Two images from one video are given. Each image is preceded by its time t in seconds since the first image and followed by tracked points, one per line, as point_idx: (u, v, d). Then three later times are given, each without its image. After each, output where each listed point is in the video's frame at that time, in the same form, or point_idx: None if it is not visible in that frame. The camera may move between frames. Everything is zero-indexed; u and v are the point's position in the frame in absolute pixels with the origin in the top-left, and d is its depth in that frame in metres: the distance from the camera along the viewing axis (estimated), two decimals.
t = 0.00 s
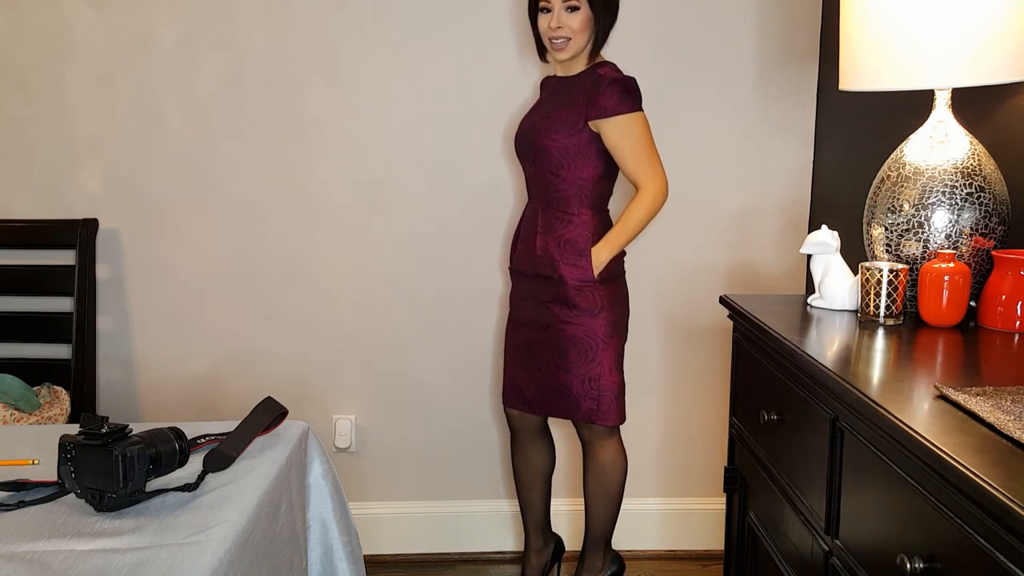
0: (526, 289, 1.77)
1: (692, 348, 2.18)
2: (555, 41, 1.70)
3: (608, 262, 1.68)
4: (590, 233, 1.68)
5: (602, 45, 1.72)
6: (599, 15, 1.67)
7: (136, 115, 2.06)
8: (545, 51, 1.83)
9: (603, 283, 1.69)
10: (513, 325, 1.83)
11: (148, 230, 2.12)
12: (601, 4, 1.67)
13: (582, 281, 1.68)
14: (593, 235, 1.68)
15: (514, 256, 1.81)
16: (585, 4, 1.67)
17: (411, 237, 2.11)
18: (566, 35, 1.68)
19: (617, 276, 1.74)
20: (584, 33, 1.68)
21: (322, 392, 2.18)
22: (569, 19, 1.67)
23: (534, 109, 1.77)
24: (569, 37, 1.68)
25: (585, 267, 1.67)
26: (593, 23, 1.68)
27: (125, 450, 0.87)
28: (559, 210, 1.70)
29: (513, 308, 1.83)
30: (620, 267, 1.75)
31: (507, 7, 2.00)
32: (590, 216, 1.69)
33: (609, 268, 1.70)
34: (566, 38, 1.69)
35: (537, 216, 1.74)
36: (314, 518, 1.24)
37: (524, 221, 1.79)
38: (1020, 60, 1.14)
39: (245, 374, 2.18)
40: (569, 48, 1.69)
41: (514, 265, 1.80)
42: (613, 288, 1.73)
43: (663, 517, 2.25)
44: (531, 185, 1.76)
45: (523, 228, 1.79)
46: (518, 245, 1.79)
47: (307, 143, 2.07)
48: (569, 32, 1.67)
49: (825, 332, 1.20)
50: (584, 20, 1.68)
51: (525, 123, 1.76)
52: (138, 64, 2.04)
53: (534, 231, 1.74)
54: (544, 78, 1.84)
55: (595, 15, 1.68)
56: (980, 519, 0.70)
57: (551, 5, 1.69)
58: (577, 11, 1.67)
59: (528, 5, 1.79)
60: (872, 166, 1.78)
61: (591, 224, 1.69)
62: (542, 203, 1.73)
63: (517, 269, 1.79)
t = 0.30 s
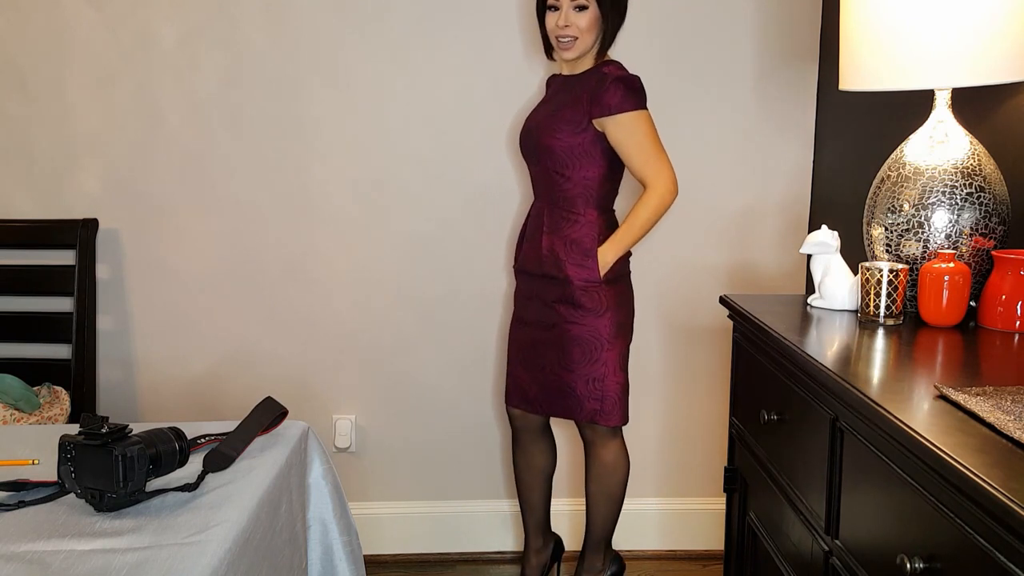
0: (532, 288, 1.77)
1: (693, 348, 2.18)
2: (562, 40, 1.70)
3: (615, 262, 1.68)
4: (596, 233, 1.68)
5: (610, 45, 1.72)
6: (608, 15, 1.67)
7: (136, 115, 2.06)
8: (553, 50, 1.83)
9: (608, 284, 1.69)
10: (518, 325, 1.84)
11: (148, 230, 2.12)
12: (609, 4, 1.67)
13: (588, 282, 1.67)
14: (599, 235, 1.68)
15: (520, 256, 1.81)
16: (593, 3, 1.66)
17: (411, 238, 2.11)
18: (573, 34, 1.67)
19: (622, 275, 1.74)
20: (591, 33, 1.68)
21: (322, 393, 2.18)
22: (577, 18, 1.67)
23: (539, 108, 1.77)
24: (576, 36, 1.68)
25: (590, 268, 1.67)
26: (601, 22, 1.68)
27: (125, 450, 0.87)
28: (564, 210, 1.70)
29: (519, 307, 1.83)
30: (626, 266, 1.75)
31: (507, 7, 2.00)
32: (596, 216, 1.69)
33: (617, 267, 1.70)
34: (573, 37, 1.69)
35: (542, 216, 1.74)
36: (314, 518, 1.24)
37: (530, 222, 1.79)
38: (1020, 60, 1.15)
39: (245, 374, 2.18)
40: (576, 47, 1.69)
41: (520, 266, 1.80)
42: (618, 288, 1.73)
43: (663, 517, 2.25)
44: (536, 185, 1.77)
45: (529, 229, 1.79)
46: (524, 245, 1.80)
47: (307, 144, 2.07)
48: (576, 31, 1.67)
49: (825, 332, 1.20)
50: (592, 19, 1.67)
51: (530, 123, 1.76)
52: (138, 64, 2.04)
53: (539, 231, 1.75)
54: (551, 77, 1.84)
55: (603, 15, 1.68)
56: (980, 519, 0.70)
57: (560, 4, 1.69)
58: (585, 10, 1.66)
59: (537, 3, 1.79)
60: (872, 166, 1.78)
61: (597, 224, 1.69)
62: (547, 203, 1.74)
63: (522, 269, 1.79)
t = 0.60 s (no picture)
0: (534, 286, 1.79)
1: (693, 348, 2.18)
2: (564, 36, 1.69)
3: (609, 261, 1.67)
4: (590, 232, 1.68)
5: (612, 44, 1.71)
6: (611, 15, 1.68)
7: (135, 115, 2.06)
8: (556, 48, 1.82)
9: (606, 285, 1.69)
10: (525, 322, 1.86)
11: (148, 230, 2.12)
12: (614, 5, 1.67)
13: (581, 281, 1.68)
14: (594, 233, 1.68)
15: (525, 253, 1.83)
16: (598, 2, 1.67)
17: (411, 237, 2.11)
18: (575, 30, 1.67)
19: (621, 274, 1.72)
20: (594, 31, 1.68)
21: (322, 393, 2.18)
22: (581, 15, 1.67)
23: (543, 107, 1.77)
24: (578, 33, 1.68)
25: (584, 267, 1.67)
26: (604, 22, 1.68)
27: (125, 450, 0.87)
28: (562, 209, 1.70)
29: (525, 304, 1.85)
30: (626, 265, 1.73)
31: (507, 7, 2.00)
32: (591, 214, 1.68)
33: (613, 266, 1.68)
34: (575, 33, 1.68)
35: (542, 214, 1.75)
36: (314, 518, 1.23)
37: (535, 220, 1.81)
38: (1020, 60, 1.15)
39: (245, 374, 2.18)
40: (577, 43, 1.69)
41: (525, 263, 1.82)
42: (617, 287, 1.72)
43: (663, 517, 2.25)
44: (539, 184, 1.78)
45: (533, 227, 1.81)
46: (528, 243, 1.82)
47: (307, 144, 2.07)
48: (579, 28, 1.67)
49: (825, 332, 1.20)
50: (595, 18, 1.67)
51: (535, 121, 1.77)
52: (138, 64, 2.04)
53: (540, 229, 1.76)
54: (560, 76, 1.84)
55: (607, 15, 1.68)
56: (980, 519, 0.70)
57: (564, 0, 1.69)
58: (589, 8, 1.67)
59: (543, 1, 1.79)
60: (872, 166, 1.78)
61: (592, 222, 1.68)
62: (546, 202, 1.74)
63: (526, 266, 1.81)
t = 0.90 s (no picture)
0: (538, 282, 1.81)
1: (693, 348, 2.18)
2: (571, 36, 1.69)
3: (595, 259, 1.67)
4: (579, 230, 1.69)
5: (618, 45, 1.71)
6: (618, 17, 1.68)
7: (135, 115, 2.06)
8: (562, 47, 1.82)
9: (592, 282, 1.68)
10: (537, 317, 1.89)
11: (148, 230, 2.12)
12: (621, 5, 1.67)
13: (564, 277, 1.69)
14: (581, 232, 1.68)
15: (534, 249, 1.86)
16: (605, 3, 1.67)
17: (411, 237, 2.11)
18: (581, 30, 1.67)
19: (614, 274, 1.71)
20: (600, 32, 1.68)
21: (322, 392, 2.18)
22: (588, 16, 1.67)
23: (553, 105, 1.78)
24: (585, 33, 1.67)
25: (567, 263, 1.68)
26: (611, 23, 1.68)
27: (125, 450, 0.87)
28: (557, 207, 1.72)
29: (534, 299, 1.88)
30: (618, 264, 1.72)
31: (508, 7, 2.00)
32: (581, 212, 1.68)
33: (600, 265, 1.68)
34: (582, 34, 1.68)
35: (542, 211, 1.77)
36: (314, 518, 1.23)
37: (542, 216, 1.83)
38: (1020, 60, 1.15)
39: (245, 374, 2.18)
40: (584, 44, 1.69)
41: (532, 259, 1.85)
42: (607, 286, 1.70)
43: (662, 517, 2.25)
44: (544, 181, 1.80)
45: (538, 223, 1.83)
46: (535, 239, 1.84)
47: (307, 144, 2.07)
48: (586, 28, 1.67)
49: (825, 333, 1.20)
50: (602, 19, 1.67)
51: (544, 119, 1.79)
52: (138, 64, 2.04)
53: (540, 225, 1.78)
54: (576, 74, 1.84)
55: (614, 16, 1.68)
56: (979, 519, 0.70)
57: None
58: (597, 9, 1.67)
59: None
60: (872, 166, 1.78)
61: (583, 221, 1.69)
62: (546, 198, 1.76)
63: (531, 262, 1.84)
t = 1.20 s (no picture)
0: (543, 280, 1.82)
1: (693, 348, 2.18)
2: (574, 40, 1.70)
3: (594, 256, 1.67)
4: (580, 227, 1.69)
5: (623, 47, 1.71)
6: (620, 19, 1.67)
7: (135, 115, 2.06)
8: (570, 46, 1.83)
9: (590, 279, 1.68)
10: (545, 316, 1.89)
11: (148, 230, 2.12)
12: (622, 6, 1.66)
13: (562, 274, 1.69)
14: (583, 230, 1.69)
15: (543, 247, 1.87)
16: (607, 6, 1.65)
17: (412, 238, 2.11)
18: (584, 36, 1.68)
19: (615, 272, 1.70)
20: (603, 35, 1.68)
21: (323, 393, 2.18)
22: (590, 20, 1.67)
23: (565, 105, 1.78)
24: (587, 38, 1.68)
25: (565, 260, 1.69)
26: (614, 26, 1.68)
27: (125, 450, 0.87)
28: (562, 206, 1.72)
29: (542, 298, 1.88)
30: (619, 262, 1.71)
31: (508, 7, 2.00)
32: (582, 211, 1.69)
33: (599, 262, 1.68)
34: (584, 38, 1.69)
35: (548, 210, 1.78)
36: (314, 518, 1.23)
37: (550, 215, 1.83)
38: (1020, 60, 1.15)
39: (245, 374, 2.18)
40: (586, 48, 1.69)
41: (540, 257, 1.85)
42: (607, 283, 1.69)
43: (663, 517, 2.25)
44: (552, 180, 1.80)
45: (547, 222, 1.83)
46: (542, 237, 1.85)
47: (307, 144, 2.07)
48: (588, 33, 1.67)
49: (825, 332, 1.20)
50: (604, 22, 1.67)
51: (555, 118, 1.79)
52: (138, 64, 2.04)
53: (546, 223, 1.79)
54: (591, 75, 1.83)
55: (616, 18, 1.67)
56: (979, 519, 0.70)
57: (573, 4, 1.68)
58: (598, 13, 1.66)
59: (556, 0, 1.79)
60: (872, 166, 1.78)
61: (584, 220, 1.69)
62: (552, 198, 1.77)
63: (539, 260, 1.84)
